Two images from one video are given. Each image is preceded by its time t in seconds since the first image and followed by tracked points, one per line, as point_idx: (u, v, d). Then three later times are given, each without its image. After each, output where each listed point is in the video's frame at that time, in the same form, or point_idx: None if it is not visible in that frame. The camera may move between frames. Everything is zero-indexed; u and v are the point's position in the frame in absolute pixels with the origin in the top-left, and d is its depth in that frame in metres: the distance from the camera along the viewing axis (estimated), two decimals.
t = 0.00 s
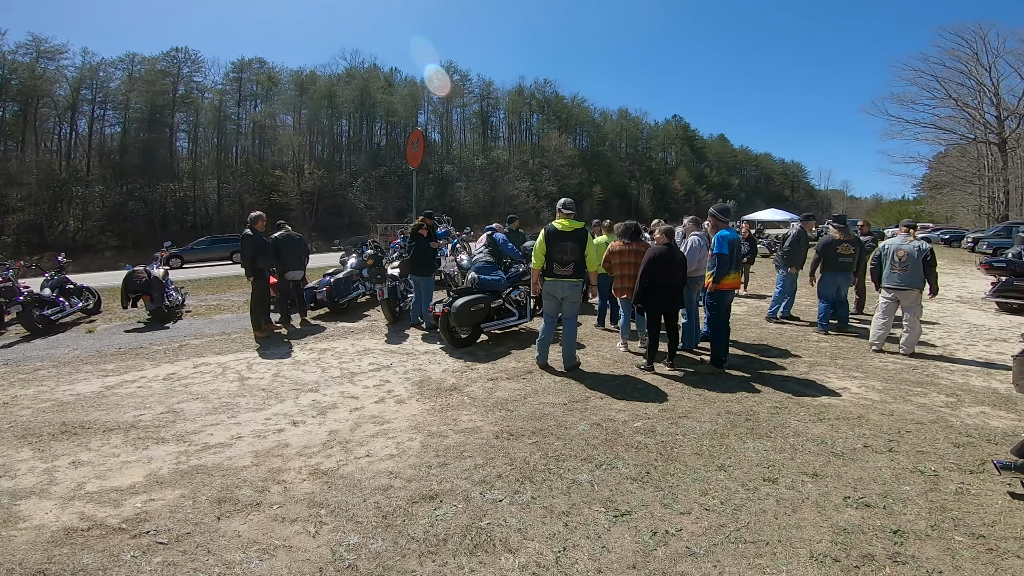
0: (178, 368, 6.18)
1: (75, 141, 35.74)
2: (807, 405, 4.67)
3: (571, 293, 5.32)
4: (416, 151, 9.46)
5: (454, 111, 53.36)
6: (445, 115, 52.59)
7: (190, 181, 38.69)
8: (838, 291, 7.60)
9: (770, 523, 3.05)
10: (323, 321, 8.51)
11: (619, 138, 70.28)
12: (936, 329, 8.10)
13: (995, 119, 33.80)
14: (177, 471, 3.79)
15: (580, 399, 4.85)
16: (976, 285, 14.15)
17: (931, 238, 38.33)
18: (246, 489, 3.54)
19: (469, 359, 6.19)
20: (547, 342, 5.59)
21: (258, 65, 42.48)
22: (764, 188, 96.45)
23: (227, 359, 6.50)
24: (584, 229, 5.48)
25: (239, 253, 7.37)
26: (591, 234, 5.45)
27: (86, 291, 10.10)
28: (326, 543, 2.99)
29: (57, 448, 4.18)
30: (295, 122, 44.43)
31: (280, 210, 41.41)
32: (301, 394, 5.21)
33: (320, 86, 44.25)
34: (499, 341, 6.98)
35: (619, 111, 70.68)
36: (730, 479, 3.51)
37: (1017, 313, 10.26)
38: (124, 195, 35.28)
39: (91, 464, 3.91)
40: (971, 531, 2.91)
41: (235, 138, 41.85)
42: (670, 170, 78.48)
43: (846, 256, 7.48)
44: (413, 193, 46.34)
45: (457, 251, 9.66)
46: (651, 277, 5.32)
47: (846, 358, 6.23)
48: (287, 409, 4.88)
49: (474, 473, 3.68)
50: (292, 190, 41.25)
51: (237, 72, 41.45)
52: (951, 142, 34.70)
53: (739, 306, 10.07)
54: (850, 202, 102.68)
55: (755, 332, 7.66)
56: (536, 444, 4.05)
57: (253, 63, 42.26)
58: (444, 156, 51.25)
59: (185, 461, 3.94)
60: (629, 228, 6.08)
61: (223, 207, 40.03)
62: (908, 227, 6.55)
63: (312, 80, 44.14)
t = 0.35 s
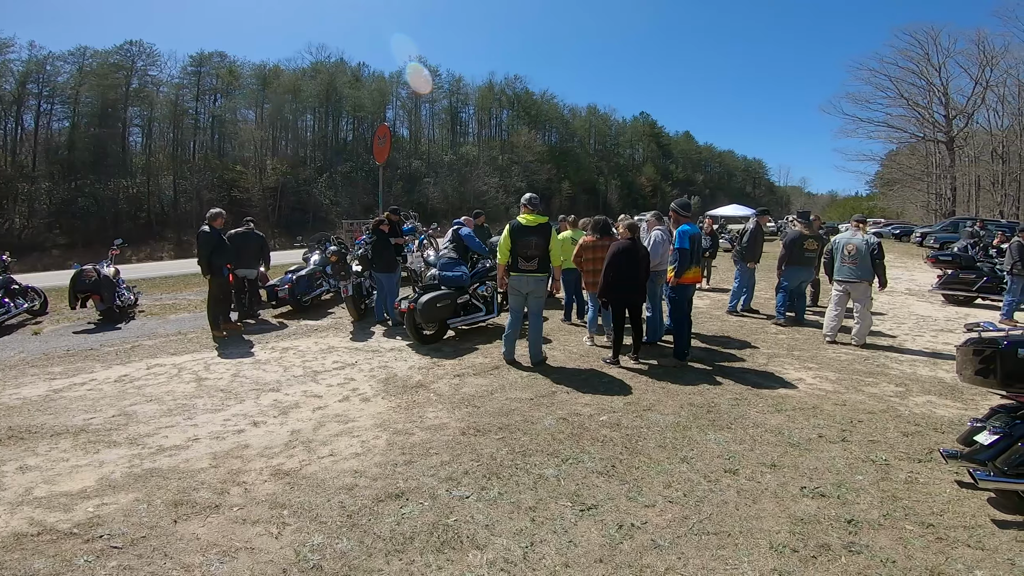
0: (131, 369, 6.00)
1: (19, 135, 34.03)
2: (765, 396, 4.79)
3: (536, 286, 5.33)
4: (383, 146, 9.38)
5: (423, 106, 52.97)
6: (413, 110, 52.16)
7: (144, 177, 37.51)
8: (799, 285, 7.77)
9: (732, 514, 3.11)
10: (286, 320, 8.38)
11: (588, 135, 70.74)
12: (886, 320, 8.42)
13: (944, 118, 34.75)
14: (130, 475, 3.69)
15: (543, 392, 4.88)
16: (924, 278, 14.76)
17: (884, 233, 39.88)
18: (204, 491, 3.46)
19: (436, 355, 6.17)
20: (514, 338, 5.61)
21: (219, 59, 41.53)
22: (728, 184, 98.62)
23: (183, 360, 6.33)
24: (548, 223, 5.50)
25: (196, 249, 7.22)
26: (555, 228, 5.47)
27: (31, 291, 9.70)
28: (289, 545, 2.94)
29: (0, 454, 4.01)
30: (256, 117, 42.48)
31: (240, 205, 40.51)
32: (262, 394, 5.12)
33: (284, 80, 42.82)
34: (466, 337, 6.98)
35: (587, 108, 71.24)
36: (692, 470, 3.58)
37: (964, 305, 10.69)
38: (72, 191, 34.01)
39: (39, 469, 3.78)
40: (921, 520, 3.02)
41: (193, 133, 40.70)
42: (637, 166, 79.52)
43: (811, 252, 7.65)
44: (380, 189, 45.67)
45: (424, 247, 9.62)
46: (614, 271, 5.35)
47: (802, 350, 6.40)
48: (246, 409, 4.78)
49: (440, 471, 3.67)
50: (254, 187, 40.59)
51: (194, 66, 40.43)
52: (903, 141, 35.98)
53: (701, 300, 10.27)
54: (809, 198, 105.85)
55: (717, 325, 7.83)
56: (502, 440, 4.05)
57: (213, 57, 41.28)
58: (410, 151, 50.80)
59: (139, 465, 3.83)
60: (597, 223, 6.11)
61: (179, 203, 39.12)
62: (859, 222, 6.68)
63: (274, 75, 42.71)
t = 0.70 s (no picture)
0: (72, 380, 5.70)
1: None
2: (723, 390, 4.92)
3: (497, 285, 5.32)
4: (340, 145, 9.21)
5: (383, 104, 52.24)
6: (373, 108, 51.38)
7: (83, 177, 35.65)
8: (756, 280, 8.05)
9: (695, 509, 3.17)
10: (237, 324, 8.13)
11: (548, 133, 71.30)
12: (832, 313, 8.78)
13: (884, 117, 36.31)
14: (74, 488, 3.51)
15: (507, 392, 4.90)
16: (865, 271, 15.47)
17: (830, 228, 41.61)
18: (155, 504, 3.33)
19: (397, 357, 6.09)
20: (476, 338, 5.59)
21: (166, 55, 39.67)
22: (685, 182, 101.11)
23: (129, 368, 6.07)
24: (509, 221, 5.50)
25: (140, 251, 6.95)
26: (516, 227, 5.48)
27: None
28: (248, 556, 2.86)
29: None
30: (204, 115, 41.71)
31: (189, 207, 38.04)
32: (213, 402, 4.96)
33: (236, 79, 41.77)
34: (427, 338, 6.92)
35: (548, 106, 71.79)
36: (655, 467, 3.64)
37: (902, 296, 11.25)
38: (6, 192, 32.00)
39: None
40: (874, 510, 3.14)
41: (136, 132, 38.97)
42: (597, 165, 80.49)
43: (767, 247, 7.89)
44: (337, 189, 44.71)
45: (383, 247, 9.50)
46: (575, 270, 5.39)
47: (756, 343, 6.60)
48: (198, 418, 4.62)
49: (404, 475, 3.62)
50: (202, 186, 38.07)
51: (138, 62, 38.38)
52: (846, 139, 37.51)
53: (659, 296, 10.48)
54: (761, 195, 109.64)
55: (675, 320, 8.01)
56: (467, 442, 4.04)
57: (160, 53, 39.52)
58: (369, 151, 49.82)
59: (82, 478, 3.65)
60: (560, 221, 6.13)
61: (121, 205, 36.80)
62: (805, 219, 6.87)
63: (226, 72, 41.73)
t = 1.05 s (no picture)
0: None
1: None
2: (676, 387, 5.03)
3: (451, 287, 5.29)
4: (289, 145, 8.97)
5: (336, 104, 51.27)
6: (325, 108, 50.35)
7: (8, 177, 33.25)
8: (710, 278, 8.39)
9: (654, 507, 3.22)
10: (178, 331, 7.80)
11: (504, 134, 71.57)
12: (775, 309, 9.14)
13: (820, 121, 38.05)
14: None
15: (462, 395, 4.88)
16: (804, 269, 16.19)
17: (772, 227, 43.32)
18: (92, 519, 3.15)
19: (350, 362, 5.98)
20: (432, 341, 5.54)
21: (101, 52, 38.27)
22: (637, 183, 103.23)
23: (60, 379, 5.72)
24: (463, 224, 5.47)
25: (71, 255, 6.59)
26: (470, 228, 5.45)
27: None
28: (198, 569, 2.74)
29: None
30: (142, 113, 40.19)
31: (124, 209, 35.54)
32: (152, 413, 4.74)
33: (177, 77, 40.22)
34: (381, 341, 6.82)
35: (504, 108, 72.08)
36: (613, 465, 3.68)
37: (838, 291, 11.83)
38: None
39: None
40: (821, 502, 3.26)
41: (65, 130, 36.87)
42: (553, 166, 81.19)
43: (717, 246, 8.15)
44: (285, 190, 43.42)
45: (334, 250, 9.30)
46: (530, 271, 5.41)
47: (706, 340, 6.79)
48: (136, 430, 4.40)
49: (362, 482, 3.54)
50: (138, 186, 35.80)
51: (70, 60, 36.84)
52: (787, 142, 39.10)
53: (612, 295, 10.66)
54: (708, 195, 113.22)
55: (629, 319, 8.16)
56: (425, 446, 3.99)
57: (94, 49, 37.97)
58: (321, 151, 48.51)
59: (8, 495, 3.42)
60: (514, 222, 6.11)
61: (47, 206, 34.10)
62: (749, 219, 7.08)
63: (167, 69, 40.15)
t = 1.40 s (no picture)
0: None
1: None
2: (630, 387, 5.10)
3: (404, 291, 5.23)
4: (234, 145, 8.69)
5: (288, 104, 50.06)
6: (276, 108, 49.07)
7: None
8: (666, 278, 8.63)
9: (611, 507, 3.26)
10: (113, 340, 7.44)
11: (462, 137, 71.40)
12: (722, 310, 9.41)
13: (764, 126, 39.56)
14: None
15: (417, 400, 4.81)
16: (749, 270, 16.76)
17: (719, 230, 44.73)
18: (23, 535, 2.96)
19: (300, 369, 5.82)
20: (386, 346, 5.45)
21: (31, 48, 37.29)
22: (593, 186, 104.72)
23: None
24: (416, 227, 5.41)
25: None
26: (424, 232, 5.40)
27: None
28: None
29: None
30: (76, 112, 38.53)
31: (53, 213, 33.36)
32: (85, 425, 4.49)
33: (114, 74, 38.37)
34: (333, 348, 6.67)
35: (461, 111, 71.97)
36: (572, 467, 3.70)
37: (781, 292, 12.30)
38: None
39: None
40: (769, 497, 3.36)
41: None
42: (511, 169, 81.49)
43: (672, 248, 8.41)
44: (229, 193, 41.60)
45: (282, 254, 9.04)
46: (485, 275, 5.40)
47: (658, 341, 6.92)
48: (68, 443, 4.16)
49: (316, 492, 3.44)
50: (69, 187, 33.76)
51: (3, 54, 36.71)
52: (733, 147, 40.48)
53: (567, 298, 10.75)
54: (661, 200, 116.01)
55: (584, 321, 8.25)
56: (381, 453, 3.92)
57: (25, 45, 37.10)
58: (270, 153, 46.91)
59: None
60: (467, 226, 6.10)
61: None
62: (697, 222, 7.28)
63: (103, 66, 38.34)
